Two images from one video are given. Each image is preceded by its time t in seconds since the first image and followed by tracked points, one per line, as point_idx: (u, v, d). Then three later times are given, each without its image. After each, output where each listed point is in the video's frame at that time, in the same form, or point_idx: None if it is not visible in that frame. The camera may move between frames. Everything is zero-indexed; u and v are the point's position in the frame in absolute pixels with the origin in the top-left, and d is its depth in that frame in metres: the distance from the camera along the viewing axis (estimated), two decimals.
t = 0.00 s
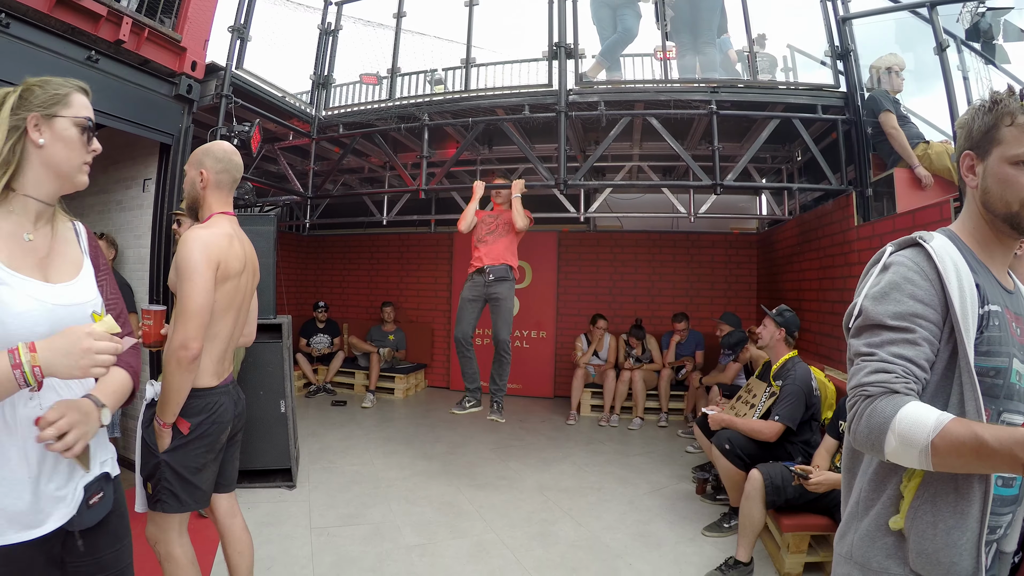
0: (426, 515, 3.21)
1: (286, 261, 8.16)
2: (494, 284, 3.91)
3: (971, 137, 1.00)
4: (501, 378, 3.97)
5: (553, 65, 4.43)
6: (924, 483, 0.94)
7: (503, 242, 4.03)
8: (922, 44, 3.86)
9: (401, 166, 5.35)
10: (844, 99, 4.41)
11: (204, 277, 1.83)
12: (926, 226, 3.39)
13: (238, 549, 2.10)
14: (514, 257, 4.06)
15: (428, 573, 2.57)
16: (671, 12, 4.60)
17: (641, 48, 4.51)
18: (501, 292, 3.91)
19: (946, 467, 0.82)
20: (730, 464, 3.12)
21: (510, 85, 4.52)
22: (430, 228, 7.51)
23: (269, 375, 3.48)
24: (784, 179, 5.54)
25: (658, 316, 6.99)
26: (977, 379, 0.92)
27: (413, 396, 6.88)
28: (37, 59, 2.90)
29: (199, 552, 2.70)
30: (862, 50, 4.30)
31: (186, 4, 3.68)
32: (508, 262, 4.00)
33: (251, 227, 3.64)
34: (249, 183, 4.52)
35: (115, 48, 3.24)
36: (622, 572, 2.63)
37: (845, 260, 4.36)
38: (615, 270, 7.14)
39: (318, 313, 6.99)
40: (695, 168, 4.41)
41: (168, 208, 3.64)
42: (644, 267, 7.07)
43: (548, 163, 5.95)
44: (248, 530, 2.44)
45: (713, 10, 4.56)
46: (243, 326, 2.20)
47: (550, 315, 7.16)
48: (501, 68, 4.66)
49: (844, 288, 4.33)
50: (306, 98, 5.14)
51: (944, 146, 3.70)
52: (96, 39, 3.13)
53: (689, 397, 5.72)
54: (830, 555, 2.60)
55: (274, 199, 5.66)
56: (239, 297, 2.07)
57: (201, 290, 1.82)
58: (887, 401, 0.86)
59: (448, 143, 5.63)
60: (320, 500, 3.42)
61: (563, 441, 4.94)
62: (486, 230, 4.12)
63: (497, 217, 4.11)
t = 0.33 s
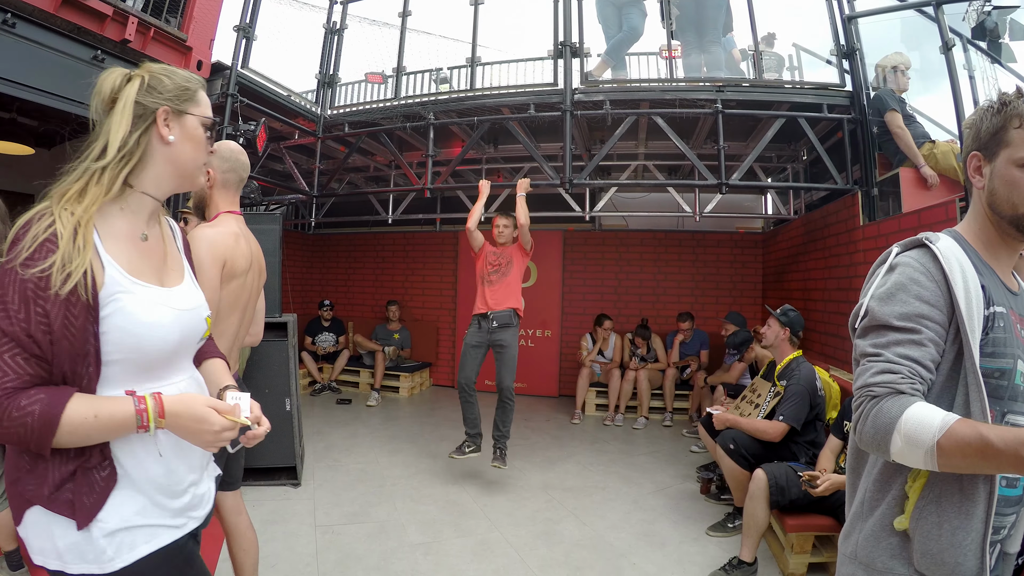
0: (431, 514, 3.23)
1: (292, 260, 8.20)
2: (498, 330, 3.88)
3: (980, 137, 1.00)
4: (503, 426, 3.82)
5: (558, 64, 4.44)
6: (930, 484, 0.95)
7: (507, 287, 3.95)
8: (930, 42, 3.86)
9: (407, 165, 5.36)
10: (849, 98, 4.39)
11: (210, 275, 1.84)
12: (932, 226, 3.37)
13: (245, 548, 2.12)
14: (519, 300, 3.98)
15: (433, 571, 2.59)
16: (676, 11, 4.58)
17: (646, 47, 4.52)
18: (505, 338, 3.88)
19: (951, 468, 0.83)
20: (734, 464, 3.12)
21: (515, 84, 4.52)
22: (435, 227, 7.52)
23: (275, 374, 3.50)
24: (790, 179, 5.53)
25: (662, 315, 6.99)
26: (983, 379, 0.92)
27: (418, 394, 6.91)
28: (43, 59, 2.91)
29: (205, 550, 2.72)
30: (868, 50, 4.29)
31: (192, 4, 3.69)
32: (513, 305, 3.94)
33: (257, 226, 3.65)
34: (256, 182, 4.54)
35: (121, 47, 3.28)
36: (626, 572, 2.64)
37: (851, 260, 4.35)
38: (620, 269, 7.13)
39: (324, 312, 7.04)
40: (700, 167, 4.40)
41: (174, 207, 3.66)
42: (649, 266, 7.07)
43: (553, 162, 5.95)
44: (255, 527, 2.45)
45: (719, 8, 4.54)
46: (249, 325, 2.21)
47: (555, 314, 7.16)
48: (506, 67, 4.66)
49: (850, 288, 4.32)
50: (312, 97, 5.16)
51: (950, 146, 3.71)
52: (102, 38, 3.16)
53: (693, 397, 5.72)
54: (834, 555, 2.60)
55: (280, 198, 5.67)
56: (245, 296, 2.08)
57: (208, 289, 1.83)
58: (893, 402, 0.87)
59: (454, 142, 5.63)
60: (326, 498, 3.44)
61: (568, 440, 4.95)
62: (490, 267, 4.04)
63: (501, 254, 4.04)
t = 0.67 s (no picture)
0: (434, 514, 3.23)
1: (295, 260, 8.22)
2: (506, 348, 3.89)
3: (991, 142, 1.00)
4: (513, 436, 3.89)
5: (562, 64, 4.44)
6: (936, 484, 0.94)
7: (514, 300, 3.95)
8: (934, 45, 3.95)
9: (410, 166, 5.36)
10: (853, 100, 4.30)
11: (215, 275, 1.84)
12: (936, 227, 3.36)
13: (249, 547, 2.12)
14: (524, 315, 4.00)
15: (437, 571, 2.59)
16: (680, 11, 4.61)
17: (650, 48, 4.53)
18: (514, 356, 3.90)
19: (958, 468, 0.83)
20: (737, 464, 3.12)
21: (518, 84, 4.52)
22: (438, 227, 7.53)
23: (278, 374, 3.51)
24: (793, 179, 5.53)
25: (665, 316, 6.99)
26: (989, 381, 0.92)
27: (420, 394, 6.90)
28: (48, 58, 2.92)
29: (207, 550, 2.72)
30: (871, 49, 4.25)
31: (196, 3, 3.69)
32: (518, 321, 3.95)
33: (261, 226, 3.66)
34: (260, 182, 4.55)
35: (124, 47, 3.27)
36: (629, 573, 2.64)
37: (855, 260, 4.34)
38: (623, 270, 7.13)
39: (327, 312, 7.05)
40: (704, 168, 4.37)
41: (177, 207, 3.66)
42: (651, 267, 7.07)
43: (557, 162, 5.95)
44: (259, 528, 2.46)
45: (722, 9, 4.53)
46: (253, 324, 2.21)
47: (557, 314, 7.17)
48: (510, 67, 4.66)
49: (854, 289, 4.32)
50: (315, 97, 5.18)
51: (955, 147, 3.70)
52: (106, 39, 3.15)
53: (697, 397, 5.71)
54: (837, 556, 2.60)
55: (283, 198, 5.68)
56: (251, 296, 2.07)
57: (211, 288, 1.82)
58: (900, 402, 0.87)
59: (457, 142, 5.64)
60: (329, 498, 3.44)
61: (570, 441, 4.94)
62: (493, 277, 4.01)
63: (504, 263, 4.01)
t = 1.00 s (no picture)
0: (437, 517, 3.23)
1: (296, 262, 8.22)
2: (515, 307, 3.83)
3: (1009, 138, 0.98)
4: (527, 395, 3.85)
5: (563, 65, 4.44)
6: (943, 488, 0.94)
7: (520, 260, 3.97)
8: (934, 43, 3.95)
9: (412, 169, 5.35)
10: (854, 99, 4.32)
11: (219, 279, 1.84)
12: (939, 226, 3.34)
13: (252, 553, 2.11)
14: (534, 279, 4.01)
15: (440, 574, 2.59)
16: (680, 11, 4.61)
17: (651, 48, 4.52)
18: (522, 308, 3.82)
19: (967, 475, 0.83)
20: (741, 466, 3.11)
21: (519, 87, 4.53)
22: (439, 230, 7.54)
23: (281, 377, 3.51)
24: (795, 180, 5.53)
25: (667, 317, 6.99)
26: (996, 383, 0.92)
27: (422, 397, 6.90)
28: (50, 63, 2.93)
29: (211, 553, 2.73)
30: (872, 48, 4.24)
31: (197, 7, 3.70)
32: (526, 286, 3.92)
33: (263, 230, 3.66)
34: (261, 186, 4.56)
35: (125, 51, 3.29)
36: (633, 574, 2.64)
37: (857, 260, 4.34)
38: (624, 271, 7.13)
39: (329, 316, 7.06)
40: (705, 169, 4.37)
41: (179, 212, 3.66)
42: (653, 268, 7.07)
43: (558, 164, 5.94)
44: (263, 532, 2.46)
45: (723, 9, 4.54)
46: (257, 328, 2.22)
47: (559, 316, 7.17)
48: (511, 69, 4.66)
49: (856, 289, 4.31)
50: (317, 101, 5.17)
51: (956, 145, 3.70)
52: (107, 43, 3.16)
53: (699, 398, 5.71)
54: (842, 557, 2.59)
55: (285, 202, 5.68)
56: (254, 300, 2.08)
57: (215, 292, 1.83)
58: (908, 410, 0.86)
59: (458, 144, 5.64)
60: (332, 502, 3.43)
61: (573, 442, 4.94)
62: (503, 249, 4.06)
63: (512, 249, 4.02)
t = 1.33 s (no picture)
0: (432, 519, 3.22)
1: (291, 264, 8.20)
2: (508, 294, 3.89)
3: (1006, 135, 0.98)
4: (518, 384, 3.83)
5: (557, 67, 4.45)
6: (940, 494, 0.94)
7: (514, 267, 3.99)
8: (928, 45, 3.95)
9: (406, 170, 5.35)
10: (848, 101, 4.38)
11: (214, 281, 1.84)
12: (933, 227, 3.36)
13: (246, 555, 2.10)
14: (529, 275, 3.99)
15: None
16: (675, 14, 4.63)
17: (645, 51, 4.55)
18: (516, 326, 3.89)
19: (965, 482, 0.83)
20: (736, 467, 3.11)
21: (514, 88, 4.53)
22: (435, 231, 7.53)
23: (274, 378, 3.51)
24: (789, 182, 5.56)
25: (662, 318, 7.00)
26: (993, 388, 0.92)
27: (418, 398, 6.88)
28: (43, 64, 2.91)
29: (205, 556, 2.71)
30: (866, 51, 4.26)
31: (192, 8, 3.69)
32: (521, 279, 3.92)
33: (256, 231, 3.65)
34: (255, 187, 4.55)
35: (119, 52, 3.28)
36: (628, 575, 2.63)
37: (850, 262, 4.35)
38: (620, 272, 7.13)
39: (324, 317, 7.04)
40: (699, 170, 4.37)
41: (173, 212, 3.65)
42: (648, 269, 7.08)
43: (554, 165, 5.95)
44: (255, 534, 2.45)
45: (717, 12, 4.56)
46: (252, 330, 2.21)
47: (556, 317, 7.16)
48: (505, 71, 4.66)
49: (849, 290, 4.33)
50: (311, 102, 5.16)
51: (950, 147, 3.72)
52: (100, 43, 3.15)
53: (694, 400, 5.71)
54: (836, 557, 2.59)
55: (279, 203, 5.66)
56: (249, 303, 2.08)
57: (211, 295, 1.82)
58: (906, 418, 0.87)
59: (453, 146, 5.64)
60: (326, 504, 3.42)
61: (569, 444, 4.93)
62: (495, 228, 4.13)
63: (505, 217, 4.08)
